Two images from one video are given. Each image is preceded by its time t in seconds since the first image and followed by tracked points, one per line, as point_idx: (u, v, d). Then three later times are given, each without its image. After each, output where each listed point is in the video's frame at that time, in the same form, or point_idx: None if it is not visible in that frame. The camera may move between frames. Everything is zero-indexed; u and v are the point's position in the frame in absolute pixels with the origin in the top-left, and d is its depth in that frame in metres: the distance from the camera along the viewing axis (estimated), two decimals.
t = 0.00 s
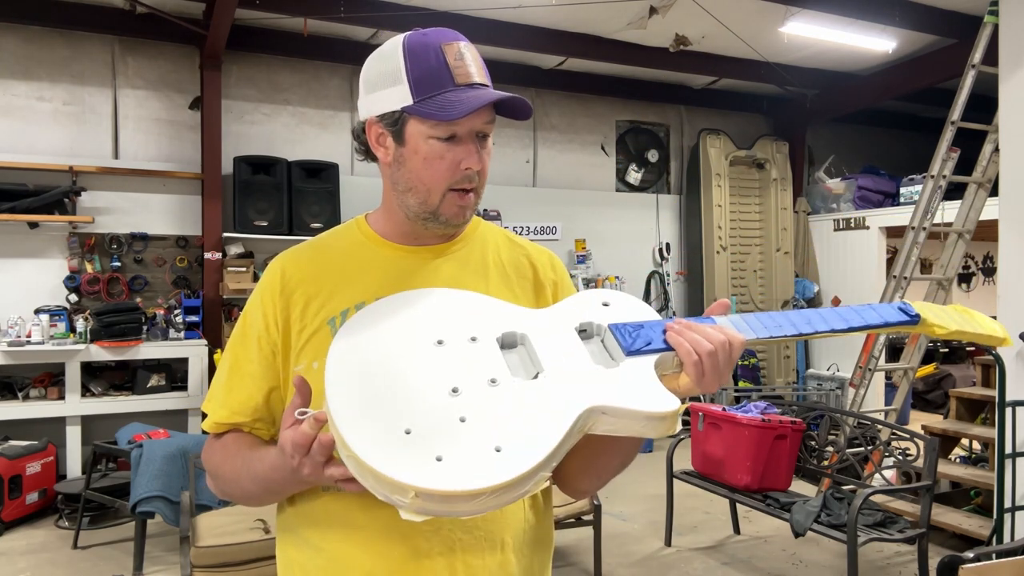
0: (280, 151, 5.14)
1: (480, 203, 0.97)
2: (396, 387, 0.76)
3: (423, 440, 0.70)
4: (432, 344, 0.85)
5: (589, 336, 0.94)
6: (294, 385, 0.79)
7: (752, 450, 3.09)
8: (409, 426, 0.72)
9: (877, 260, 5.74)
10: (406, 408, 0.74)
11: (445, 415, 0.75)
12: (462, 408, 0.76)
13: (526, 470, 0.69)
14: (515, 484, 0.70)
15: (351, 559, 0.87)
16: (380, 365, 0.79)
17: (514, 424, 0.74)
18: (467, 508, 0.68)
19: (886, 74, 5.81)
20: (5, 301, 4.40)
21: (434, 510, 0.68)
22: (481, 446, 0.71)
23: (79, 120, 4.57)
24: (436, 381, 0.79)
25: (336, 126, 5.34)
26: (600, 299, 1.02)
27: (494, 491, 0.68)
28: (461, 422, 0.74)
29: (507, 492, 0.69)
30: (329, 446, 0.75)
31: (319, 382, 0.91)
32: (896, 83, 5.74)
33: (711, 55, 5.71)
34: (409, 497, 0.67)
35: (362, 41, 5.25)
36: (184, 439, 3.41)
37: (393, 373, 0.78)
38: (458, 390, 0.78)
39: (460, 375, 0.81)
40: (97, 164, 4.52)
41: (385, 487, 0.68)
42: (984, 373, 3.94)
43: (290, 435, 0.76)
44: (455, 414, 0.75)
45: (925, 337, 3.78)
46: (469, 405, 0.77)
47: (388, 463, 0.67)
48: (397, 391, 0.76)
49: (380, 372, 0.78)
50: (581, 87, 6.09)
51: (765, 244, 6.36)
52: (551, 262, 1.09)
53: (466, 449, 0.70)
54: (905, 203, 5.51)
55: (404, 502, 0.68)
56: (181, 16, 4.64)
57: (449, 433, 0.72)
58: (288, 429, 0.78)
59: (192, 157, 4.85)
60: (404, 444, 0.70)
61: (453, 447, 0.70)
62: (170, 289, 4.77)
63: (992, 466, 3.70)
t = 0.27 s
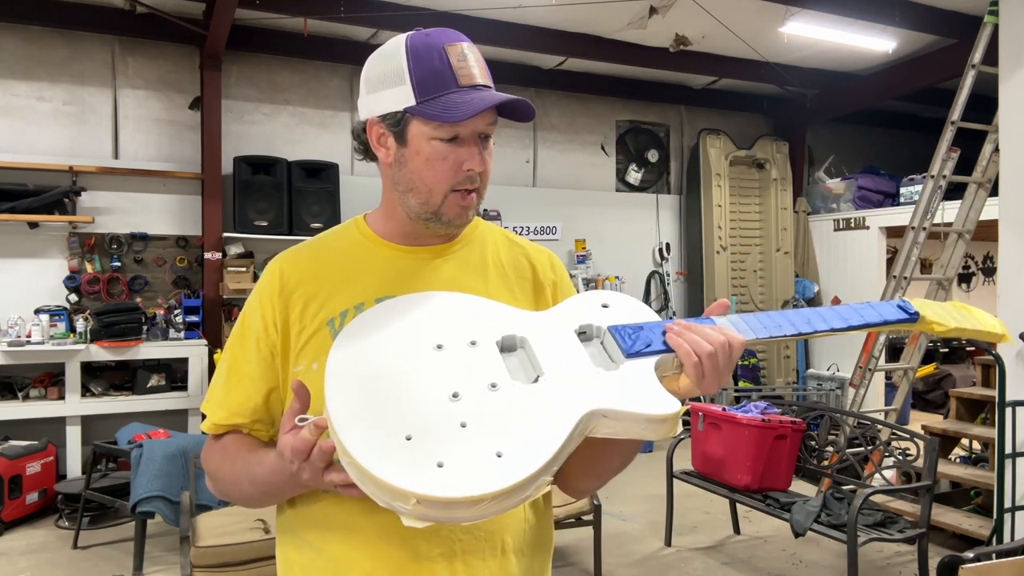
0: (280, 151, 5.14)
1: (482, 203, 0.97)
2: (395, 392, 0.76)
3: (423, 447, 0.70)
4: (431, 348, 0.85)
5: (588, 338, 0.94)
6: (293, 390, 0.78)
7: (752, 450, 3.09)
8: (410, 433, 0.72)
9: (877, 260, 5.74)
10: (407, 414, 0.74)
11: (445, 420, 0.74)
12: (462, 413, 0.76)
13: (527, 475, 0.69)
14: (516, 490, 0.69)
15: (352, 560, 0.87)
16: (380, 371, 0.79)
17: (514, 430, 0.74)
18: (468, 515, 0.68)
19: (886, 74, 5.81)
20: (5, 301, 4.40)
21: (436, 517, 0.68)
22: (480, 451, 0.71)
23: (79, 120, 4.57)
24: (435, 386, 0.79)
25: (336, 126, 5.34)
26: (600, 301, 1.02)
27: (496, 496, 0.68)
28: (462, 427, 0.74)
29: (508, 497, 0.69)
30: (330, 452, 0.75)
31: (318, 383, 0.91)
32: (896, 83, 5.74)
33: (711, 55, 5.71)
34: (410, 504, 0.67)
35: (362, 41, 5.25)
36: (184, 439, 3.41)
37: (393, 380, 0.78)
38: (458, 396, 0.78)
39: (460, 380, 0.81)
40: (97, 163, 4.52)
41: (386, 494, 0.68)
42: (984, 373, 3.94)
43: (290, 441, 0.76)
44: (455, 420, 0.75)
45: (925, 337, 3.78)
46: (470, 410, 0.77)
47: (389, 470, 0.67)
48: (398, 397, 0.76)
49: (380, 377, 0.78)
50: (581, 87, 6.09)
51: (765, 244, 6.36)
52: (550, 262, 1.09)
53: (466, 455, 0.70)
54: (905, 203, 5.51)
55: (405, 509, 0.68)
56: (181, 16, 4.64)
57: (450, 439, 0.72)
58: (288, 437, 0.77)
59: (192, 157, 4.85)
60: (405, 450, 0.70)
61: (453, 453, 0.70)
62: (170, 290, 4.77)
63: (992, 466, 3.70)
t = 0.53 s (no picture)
0: (280, 150, 5.14)
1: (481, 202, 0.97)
2: (394, 397, 0.76)
3: (425, 451, 0.70)
4: (431, 353, 0.84)
5: (587, 340, 0.94)
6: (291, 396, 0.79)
7: (752, 450, 3.09)
8: (412, 437, 0.72)
9: (877, 260, 5.74)
10: (408, 418, 0.74)
11: (445, 424, 0.74)
12: (463, 416, 0.76)
13: (528, 479, 0.69)
14: (519, 493, 0.69)
15: (353, 561, 0.87)
16: (380, 375, 0.79)
17: (515, 431, 0.74)
18: (472, 518, 0.68)
19: (886, 74, 5.81)
20: (5, 301, 4.40)
21: (440, 521, 0.68)
22: (483, 453, 0.71)
23: (79, 120, 4.57)
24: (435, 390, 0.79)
25: (335, 126, 5.34)
26: (597, 303, 1.02)
27: (499, 498, 0.68)
28: (463, 431, 0.74)
29: (511, 500, 0.69)
30: (330, 458, 0.74)
31: (318, 383, 0.91)
32: (896, 83, 5.74)
33: (710, 54, 5.71)
34: (414, 509, 0.67)
35: (362, 41, 5.25)
36: (184, 439, 3.41)
37: (393, 384, 0.78)
38: (458, 399, 0.78)
39: (460, 383, 0.81)
40: (97, 164, 4.53)
41: (389, 499, 0.68)
42: (984, 373, 3.94)
43: (290, 446, 0.75)
44: (457, 422, 0.75)
45: (925, 337, 3.78)
46: (471, 413, 0.77)
47: (393, 474, 0.67)
48: (399, 401, 0.76)
49: (381, 381, 0.78)
50: (581, 87, 6.09)
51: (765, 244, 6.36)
52: (551, 262, 1.09)
53: (469, 457, 0.70)
54: (905, 203, 5.51)
55: (408, 514, 0.68)
56: (181, 16, 4.64)
57: (451, 443, 0.72)
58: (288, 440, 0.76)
59: (192, 156, 4.85)
60: (406, 455, 0.70)
61: (456, 455, 0.70)
62: (170, 290, 4.77)
63: (992, 466, 3.70)
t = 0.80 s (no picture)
0: (280, 150, 5.14)
1: (457, 208, 0.97)
2: (389, 411, 0.76)
3: (426, 453, 0.70)
4: (423, 370, 0.84)
5: (576, 343, 0.94)
6: (281, 416, 0.79)
7: (752, 450, 3.09)
8: (411, 441, 0.72)
9: (877, 260, 5.74)
10: (406, 427, 0.74)
11: (445, 426, 0.74)
12: (463, 417, 0.76)
13: (533, 464, 0.68)
14: (526, 479, 0.69)
15: (354, 561, 0.87)
16: (373, 392, 0.80)
17: (517, 425, 0.74)
18: (480, 511, 0.67)
19: (887, 74, 5.81)
20: (5, 301, 4.40)
21: (450, 518, 0.66)
22: (485, 446, 0.71)
23: (79, 120, 4.57)
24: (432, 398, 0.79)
25: (335, 126, 5.34)
26: (583, 310, 1.02)
27: (506, 486, 0.67)
28: (463, 429, 0.74)
29: (520, 487, 0.68)
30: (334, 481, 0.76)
31: (319, 382, 0.91)
32: (896, 83, 5.74)
33: (711, 54, 5.71)
34: (421, 508, 0.65)
35: (362, 40, 5.25)
36: (184, 439, 3.41)
37: (389, 398, 0.78)
38: (455, 403, 0.78)
39: (457, 389, 0.81)
40: (97, 163, 4.52)
41: (394, 503, 0.66)
42: (984, 373, 3.94)
43: (290, 464, 0.77)
44: (456, 423, 0.75)
45: (925, 337, 3.78)
46: (469, 414, 0.76)
47: (394, 476, 0.66)
48: (395, 411, 0.76)
49: (373, 397, 0.79)
50: (581, 87, 6.09)
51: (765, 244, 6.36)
52: (553, 262, 1.09)
53: (470, 452, 0.70)
54: (905, 203, 5.51)
55: (416, 517, 0.66)
56: (181, 16, 4.64)
57: (453, 442, 0.71)
58: (287, 458, 0.78)
59: (192, 156, 4.85)
60: (409, 456, 0.69)
61: (458, 451, 0.70)
62: (170, 290, 4.77)
63: (992, 466, 3.70)
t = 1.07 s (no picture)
0: (280, 151, 5.14)
1: (451, 207, 0.97)
2: (387, 415, 0.77)
3: (426, 452, 0.70)
4: (419, 378, 0.84)
5: (569, 340, 0.94)
6: (281, 428, 0.79)
7: (752, 450, 3.09)
8: (410, 443, 0.72)
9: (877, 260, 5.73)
10: (404, 430, 0.74)
11: (443, 426, 0.74)
12: (460, 415, 0.76)
13: (533, 454, 0.69)
14: (527, 468, 0.69)
15: (355, 561, 0.87)
16: (369, 398, 0.80)
17: (515, 416, 0.74)
18: (484, 504, 0.67)
19: (887, 74, 5.81)
20: (5, 301, 4.40)
21: (453, 514, 0.66)
22: (484, 438, 0.71)
23: (79, 120, 4.57)
24: (428, 401, 0.79)
25: (335, 126, 5.34)
26: (574, 309, 1.02)
27: (507, 473, 0.67)
28: (460, 427, 0.74)
29: (521, 477, 0.68)
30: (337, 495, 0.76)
31: (319, 380, 0.91)
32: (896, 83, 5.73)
33: (710, 55, 5.71)
34: (424, 506, 0.65)
35: (362, 41, 5.25)
36: (184, 439, 3.41)
37: (386, 404, 0.79)
38: (451, 404, 0.79)
39: (454, 390, 0.81)
40: (97, 164, 4.53)
41: (396, 503, 0.66)
42: (984, 373, 3.94)
43: (294, 475, 0.78)
44: (453, 422, 0.75)
45: (925, 337, 3.78)
46: (466, 412, 0.77)
47: (395, 475, 0.66)
48: (392, 415, 0.77)
49: (369, 403, 0.79)
50: (581, 87, 6.09)
51: (765, 244, 6.37)
52: (553, 259, 1.08)
53: (469, 446, 0.70)
54: (906, 203, 5.51)
55: (419, 516, 0.66)
56: (181, 16, 4.64)
57: (452, 440, 0.72)
58: (291, 470, 0.79)
59: (192, 156, 4.85)
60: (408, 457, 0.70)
61: (457, 448, 0.70)
62: (170, 290, 4.77)
63: (992, 466, 3.69)
